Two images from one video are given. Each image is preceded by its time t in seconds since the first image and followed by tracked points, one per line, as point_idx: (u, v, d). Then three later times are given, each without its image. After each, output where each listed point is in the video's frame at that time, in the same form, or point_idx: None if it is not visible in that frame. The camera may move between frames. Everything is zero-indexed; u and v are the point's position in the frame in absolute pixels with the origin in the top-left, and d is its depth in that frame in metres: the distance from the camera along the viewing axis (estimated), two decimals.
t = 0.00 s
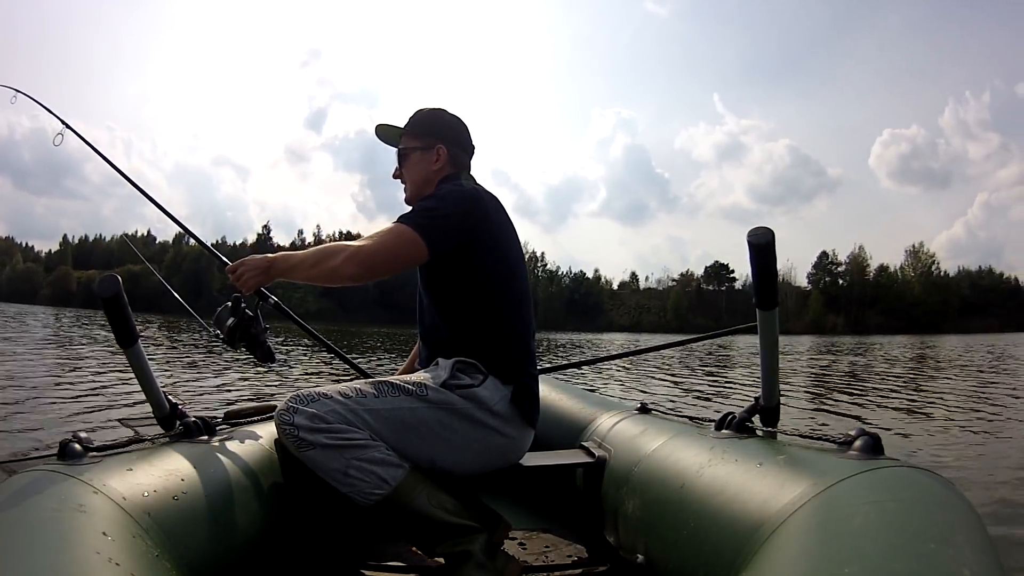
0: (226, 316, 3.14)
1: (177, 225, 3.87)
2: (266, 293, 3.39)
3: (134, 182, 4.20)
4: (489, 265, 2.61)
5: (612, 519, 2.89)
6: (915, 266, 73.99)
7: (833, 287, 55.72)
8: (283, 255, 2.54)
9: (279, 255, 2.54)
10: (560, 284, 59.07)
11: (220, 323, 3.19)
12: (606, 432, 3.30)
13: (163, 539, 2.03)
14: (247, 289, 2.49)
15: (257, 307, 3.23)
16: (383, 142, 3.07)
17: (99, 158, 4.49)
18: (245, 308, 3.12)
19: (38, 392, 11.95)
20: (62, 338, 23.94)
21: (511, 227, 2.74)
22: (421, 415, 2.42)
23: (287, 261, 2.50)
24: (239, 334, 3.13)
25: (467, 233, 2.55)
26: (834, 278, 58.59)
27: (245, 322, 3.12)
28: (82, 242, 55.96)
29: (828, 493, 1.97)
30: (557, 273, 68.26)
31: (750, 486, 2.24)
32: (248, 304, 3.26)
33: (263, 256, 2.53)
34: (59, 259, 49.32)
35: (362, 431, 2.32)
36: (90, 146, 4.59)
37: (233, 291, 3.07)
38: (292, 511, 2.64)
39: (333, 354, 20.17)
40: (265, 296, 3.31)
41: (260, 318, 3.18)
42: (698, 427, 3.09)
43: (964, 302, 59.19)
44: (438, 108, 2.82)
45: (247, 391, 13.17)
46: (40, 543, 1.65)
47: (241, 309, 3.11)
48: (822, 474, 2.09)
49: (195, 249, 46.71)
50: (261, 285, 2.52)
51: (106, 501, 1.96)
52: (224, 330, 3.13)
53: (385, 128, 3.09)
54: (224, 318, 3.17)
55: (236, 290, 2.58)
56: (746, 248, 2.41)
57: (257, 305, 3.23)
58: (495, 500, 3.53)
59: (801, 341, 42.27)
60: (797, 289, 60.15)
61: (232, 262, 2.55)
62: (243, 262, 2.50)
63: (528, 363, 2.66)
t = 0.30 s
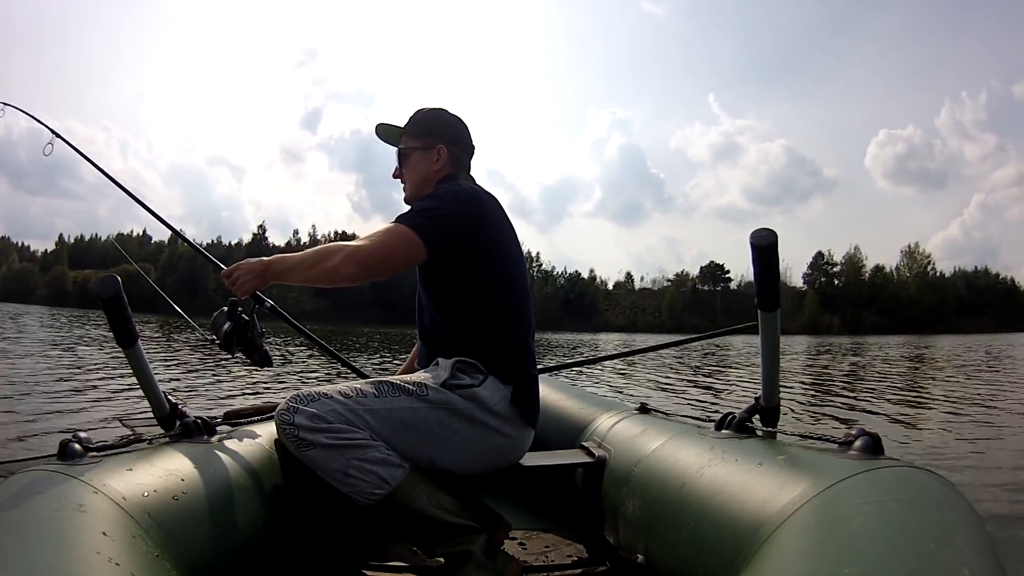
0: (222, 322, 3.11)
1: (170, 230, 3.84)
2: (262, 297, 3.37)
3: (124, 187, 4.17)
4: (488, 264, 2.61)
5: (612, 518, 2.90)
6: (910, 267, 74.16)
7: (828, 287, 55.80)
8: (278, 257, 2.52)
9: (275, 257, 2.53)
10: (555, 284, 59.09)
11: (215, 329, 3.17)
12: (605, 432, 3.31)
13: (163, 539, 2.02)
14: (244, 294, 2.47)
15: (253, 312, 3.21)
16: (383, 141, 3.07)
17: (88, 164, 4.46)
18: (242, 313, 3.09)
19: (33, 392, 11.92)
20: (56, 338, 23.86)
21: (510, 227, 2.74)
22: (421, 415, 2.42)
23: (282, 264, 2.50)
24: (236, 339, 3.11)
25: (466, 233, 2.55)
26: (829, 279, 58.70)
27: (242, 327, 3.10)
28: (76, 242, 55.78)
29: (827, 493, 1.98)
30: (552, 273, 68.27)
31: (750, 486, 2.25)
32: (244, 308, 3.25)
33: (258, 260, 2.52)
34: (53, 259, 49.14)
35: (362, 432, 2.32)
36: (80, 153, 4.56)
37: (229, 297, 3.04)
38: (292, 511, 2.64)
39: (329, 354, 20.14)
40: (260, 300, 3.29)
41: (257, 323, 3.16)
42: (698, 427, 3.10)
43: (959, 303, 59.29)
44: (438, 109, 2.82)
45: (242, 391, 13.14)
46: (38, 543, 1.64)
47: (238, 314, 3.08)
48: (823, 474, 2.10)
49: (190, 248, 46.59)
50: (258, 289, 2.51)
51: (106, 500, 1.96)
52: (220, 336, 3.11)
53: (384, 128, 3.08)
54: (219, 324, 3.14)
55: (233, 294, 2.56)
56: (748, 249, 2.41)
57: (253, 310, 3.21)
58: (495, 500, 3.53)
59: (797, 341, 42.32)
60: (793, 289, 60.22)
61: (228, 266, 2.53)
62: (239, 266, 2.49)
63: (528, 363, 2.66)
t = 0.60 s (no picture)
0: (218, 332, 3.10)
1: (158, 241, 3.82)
2: (257, 306, 3.36)
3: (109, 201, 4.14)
4: (487, 264, 2.61)
5: (612, 518, 2.90)
6: (907, 270, 74.27)
7: (826, 289, 55.86)
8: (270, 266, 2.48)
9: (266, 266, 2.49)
10: (553, 284, 59.11)
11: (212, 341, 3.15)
12: (605, 432, 3.31)
13: (162, 538, 2.02)
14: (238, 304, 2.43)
15: (248, 321, 3.20)
16: (380, 142, 3.07)
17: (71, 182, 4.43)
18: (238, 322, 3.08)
19: (30, 389, 11.91)
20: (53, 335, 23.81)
21: (508, 227, 2.74)
22: (421, 414, 2.42)
23: (275, 272, 2.46)
24: (234, 348, 3.10)
25: (463, 233, 2.55)
26: (827, 280, 58.78)
27: (238, 336, 3.10)
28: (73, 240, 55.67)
29: (828, 494, 1.98)
30: (550, 273, 68.31)
31: (749, 487, 2.25)
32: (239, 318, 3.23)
33: (250, 269, 2.48)
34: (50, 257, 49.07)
35: (361, 431, 2.32)
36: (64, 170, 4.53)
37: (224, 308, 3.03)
38: (291, 510, 2.64)
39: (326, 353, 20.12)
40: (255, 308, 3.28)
41: (253, 331, 3.15)
42: (697, 427, 3.10)
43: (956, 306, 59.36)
44: (435, 109, 2.82)
45: (240, 390, 13.12)
46: (37, 543, 1.64)
47: (234, 323, 3.07)
48: (822, 475, 2.10)
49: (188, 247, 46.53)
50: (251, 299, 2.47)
51: (106, 500, 1.95)
52: (217, 346, 3.10)
53: (381, 128, 3.08)
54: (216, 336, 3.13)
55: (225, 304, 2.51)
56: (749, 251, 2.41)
57: (249, 318, 3.20)
58: (495, 501, 3.53)
59: (794, 343, 42.34)
60: (790, 291, 60.29)
61: (219, 277, 2.49)
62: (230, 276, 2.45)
63: (527, 363, 2.66)
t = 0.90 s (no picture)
0: (216, 342, 3.10)
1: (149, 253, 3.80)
2: (253, 315, 3.36)
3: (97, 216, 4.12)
4: (484, 264, 2.61)
5: (612, 518, 2.90)
6: (906, 270, 74.34)
7: (824, 290, 55.90)
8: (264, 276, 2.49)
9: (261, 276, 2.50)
10: (551, 284, 59.13)
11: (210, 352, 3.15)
12: (605, 432, 3.31)
13: (162, 538, 2.02)
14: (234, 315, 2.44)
15: (245, 331, 3.20)
16: (374, 145, 3.06)
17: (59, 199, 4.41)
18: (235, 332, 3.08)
19: (28, 389, 11.89)
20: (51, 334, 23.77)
21: (505, 228, 2.74)
22: (421, 414, 2.42)
23: (268, 281, 2.47)
24: (233, 357, 3.10)
25: (459, 233, 2.56)
26: (826, 281, 58.83)
27: (236, 346, 3.09)
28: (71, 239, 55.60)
29: (828, 494, 1.98)
30: (549, 273, 68.29)
31: (749, 487, 2.25)
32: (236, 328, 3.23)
33: (245, 280, 2.49)
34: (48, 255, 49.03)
35: (361, 431, 2.32)
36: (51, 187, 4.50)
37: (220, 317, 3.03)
38: (292, 509, 2.64)
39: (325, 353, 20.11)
40: (251, 318, 3.28)
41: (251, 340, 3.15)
42: (697, 427, 3.10)
43: (955, 307, 59.40)
44: (430, 110, 2.82)
45: (238, 390, 13.11)
46: (38, 543, 1.64)
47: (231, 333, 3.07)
48: (822, 475, 2.10)
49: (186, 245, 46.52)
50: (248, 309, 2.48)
51: (105, 500, 1.95)
52: (215, 357, 3.10)
53: (375, 132, 3.08)
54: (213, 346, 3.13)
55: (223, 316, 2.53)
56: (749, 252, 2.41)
57: (246, 327, 3.20)
58: (495, 501, 3.53)
59: (792, 343, 42.36)
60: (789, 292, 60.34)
61: (216, 290, 2.50)
62: (227, 288, 2.47)
63: (527, 363, 2.66)
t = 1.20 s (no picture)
0: (216, 347, 3.10)
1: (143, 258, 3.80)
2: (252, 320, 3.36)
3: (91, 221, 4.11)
4: (483, 264, 2.61)
5: (612, 518, 2.90)
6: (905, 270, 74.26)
7: (824, 290, 55.85)
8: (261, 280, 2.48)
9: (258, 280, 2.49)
10: (550, 283, 59.08)
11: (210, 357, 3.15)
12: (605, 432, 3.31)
13: (162, 538, 2.02)
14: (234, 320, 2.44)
15: (245, 335, 3.20)
16: (373, 146, 3.07)
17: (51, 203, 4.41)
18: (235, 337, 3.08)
19: (26, 389, 11.87)
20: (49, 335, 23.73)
21: (503, 228, 2.74)
22: (421, 414, 2.42)
23: (265, 285, 2.46)
24: (233, 361, 3.09)
25: (457, 233, 2.56)
26: (825, 280, 58.80)
27: (236, 351, 3.09)
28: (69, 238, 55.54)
29: (828, 493, 1.98)
30: (548, 273, 68.21)
31: (749, 486, 2.25)
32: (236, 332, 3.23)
33: (242, 284, 2.49)
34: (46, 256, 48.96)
35: (361, 431, 2.32)
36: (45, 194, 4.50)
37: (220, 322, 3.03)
38: (292, 509, 2.64)
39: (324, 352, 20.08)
40: (250, 323, 3.28)
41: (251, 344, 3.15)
42: (697, 427, 3.10)
43: (954, 306, 59.36)
44: (427, 111, 2.82)
45: (237, 391, 13.08)
46: (38, 543, 1.64)
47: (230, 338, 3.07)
48: (823, 475, 2.10)
49: (185, 245, 46.50)
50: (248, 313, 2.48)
51: (106, 500, 1.95)
52: (215, 362, 3.10)
53: (373, 133, 3.08)
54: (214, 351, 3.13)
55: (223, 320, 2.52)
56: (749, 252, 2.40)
57: (245, 332, 3.20)
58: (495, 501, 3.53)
59: (791, 343, 42.30)
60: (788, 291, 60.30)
61: (213, 294, 2.50)
62: (224, 293, 2.46)
63: (527, 363, 2.66)
